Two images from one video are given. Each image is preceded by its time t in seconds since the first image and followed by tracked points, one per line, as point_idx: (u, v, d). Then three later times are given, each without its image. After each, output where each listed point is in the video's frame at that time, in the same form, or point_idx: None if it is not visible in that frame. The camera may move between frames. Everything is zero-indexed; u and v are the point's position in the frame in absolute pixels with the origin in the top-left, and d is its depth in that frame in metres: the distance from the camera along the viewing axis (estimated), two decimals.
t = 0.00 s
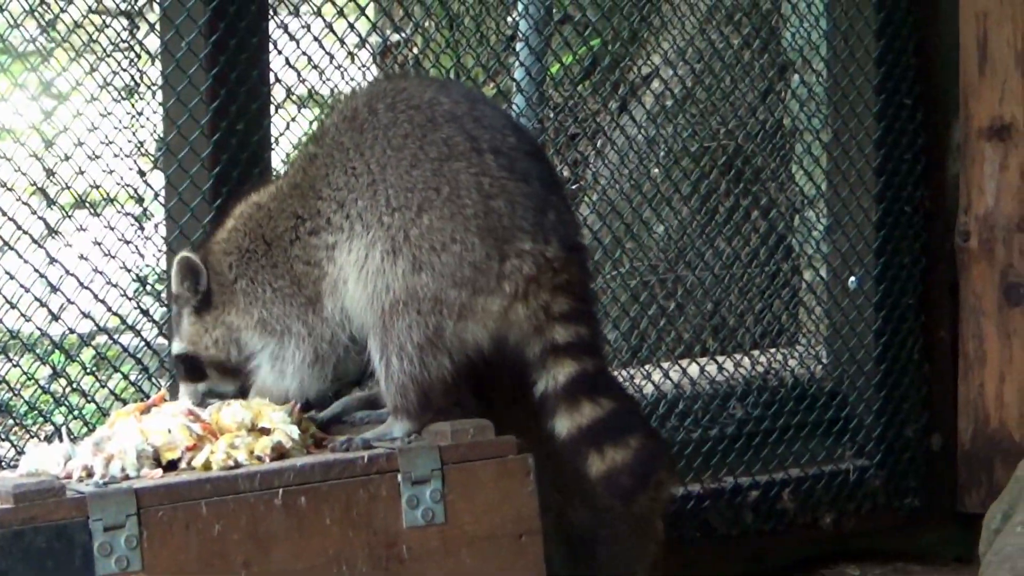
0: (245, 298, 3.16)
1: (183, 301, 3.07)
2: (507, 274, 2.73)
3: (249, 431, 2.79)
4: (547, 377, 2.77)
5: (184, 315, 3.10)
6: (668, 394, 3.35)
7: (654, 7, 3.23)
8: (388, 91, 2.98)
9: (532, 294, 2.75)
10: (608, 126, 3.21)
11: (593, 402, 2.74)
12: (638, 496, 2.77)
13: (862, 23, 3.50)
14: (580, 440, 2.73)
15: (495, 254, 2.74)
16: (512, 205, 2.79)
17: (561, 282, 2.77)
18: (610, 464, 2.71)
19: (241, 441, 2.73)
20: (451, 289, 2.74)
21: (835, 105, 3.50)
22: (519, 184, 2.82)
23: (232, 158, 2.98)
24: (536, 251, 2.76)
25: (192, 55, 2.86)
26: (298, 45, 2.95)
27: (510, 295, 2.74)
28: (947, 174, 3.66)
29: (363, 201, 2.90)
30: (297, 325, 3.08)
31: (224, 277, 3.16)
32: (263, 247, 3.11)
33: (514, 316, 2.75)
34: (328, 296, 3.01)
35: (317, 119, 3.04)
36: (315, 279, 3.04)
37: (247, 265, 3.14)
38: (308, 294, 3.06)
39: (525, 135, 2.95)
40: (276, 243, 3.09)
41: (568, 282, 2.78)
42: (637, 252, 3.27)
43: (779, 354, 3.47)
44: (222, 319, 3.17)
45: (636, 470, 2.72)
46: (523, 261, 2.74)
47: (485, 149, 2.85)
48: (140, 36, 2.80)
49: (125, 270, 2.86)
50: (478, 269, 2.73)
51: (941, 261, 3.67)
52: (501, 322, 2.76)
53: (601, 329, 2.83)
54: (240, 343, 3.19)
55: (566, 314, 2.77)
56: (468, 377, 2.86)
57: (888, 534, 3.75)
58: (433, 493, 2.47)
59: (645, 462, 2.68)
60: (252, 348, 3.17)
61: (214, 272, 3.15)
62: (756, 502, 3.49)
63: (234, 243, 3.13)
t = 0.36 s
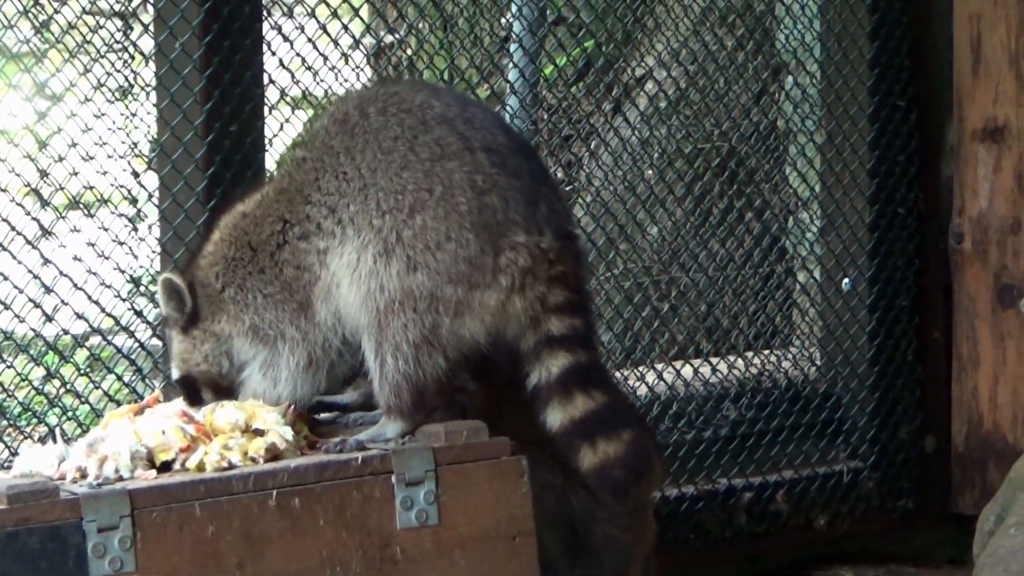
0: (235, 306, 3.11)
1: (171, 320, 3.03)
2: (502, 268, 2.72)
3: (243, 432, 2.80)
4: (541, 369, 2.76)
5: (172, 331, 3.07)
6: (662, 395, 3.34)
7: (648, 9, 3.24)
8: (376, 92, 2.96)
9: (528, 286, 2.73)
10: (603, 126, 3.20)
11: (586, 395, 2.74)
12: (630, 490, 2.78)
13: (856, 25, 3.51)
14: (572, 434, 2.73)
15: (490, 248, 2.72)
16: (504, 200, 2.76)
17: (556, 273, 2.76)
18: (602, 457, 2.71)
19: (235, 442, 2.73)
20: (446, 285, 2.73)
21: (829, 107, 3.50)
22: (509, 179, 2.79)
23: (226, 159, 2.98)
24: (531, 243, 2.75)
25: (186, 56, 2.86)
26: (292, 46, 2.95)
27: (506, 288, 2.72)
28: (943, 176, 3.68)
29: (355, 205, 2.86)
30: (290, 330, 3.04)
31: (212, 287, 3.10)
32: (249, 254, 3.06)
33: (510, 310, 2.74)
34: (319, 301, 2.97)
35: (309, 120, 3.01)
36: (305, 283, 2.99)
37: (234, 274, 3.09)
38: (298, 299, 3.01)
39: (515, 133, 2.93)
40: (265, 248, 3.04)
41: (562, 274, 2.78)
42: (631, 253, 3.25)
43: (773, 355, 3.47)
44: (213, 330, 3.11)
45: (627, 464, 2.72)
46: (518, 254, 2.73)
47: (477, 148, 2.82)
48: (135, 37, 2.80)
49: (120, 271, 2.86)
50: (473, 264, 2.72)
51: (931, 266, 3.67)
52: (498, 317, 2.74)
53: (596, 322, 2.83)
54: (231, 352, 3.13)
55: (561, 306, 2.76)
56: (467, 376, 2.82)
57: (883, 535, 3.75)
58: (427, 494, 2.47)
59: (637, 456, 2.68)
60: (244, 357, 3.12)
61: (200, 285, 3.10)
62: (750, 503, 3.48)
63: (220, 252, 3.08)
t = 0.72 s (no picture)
0: (237, 306, 3.07)
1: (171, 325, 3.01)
2: (503, 262, 2.74)
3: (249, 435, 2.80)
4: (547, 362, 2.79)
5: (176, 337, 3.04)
6: (668, 398, 3.32)
7: (654, 10, 3.21)
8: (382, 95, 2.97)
9: (530, 279, 2.75)
10: (607, 129, 3.18)
11: (593, 387, 2.76)
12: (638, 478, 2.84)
13: (861, 27, 3.52)
14: (582, 427, 2.76)
15: (490, 243, 2.74)
16: (502, 194, 2.78)
17: (559, 267, 2.79)
18: (612, 450, 2.75)
19: (241, 445, 2.74)
20: (449, 281, 2.73)
21: (834, 110, 3.50)
22: (508, 174, 2.81)
23: (231, 162, 2.99)
24: (531, 237, 2.77)
25: (191, 59, 2.86)
26: (297, 49, 2.98)
27: (509, 283, 2.74)
28: (948, 179, 3.69)
29: (355, 204, 2.86)
30: (291, 328, 3.01)
31: (213, 288, 3.07)
32: (249, 253, 3.03)
33: (515, 305, 2.75)
34: (320, 297, 2.95)
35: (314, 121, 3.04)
36: (306, 280, 2.97)
37: (235, 275, 3.05)
38: (299, 298, 2.99)
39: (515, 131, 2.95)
40: (267, 247, 3.01)
41: (565, 267, 2.80)
42: (636, 255, 3.24)
43: (779, 358, 3.45)
44: (217, 333, 3.07)
45: (637, 456, 2.76)
46: (519, 248, 2.75)
47: (476, 145, 2.83)
48: (139, 40, 2.81)
49: (125, 274, 2.86)
50: (474, 259, 2.73)
51: (937, 270, 3.70)
52: (501, 312, 2.75)
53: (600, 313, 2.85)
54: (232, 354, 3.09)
55: (565, 300, 2.78)
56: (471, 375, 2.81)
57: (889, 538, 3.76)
58: (433, 497, 2.48)
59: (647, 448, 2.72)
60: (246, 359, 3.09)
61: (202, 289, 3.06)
62: (756, 506, 3.45)
63: (221, 253, 3.05)
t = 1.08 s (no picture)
0: (281, 299, 3.17)
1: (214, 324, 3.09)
2: (524, 248, 2.76)
3: (280, 438, 2.80)
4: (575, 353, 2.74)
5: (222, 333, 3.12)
6: (698, 402, 3.30)
7: (684, 15, 3.28)
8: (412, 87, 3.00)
9: (552, 267, 2.75)
10: (639, 132, 3.20)
11: (622, 376, 2.69)
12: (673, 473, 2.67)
13: (893, 29, 3.49)
14: (611, 416, 2.66)
15: (510, 228, 2.76)
16: (523, 178, 2.80)
17: (582, 254, 2.76)
18: (644, 437, 2.62)
19: (272, 448, 2.73)
20: (468, 266, 2.77)
21: (865, 113, 3.48)
22: (529, 160, 2.82)
23: (263, 165, 2.98)
24: (552, 225, 2.77)
25: (223, 62, 2.86)
26: (329, 52, 2.98)
27: (530, 268, 2.75)
28: (981, 182, 3.66)
29: (381, 189, 2.91)
30: (333, 317, 3.09)
31: (258, 282, 3.18)
32: (290, 247, 3.14)
33: (536, 290, 2.76)
34: (354, 286, 3.01)
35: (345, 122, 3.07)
36: (342, 269, 3.06)
37: (279, 268, 3.15)
38: (338, 286, 3.07)
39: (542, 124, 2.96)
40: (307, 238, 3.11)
41: (590, 255, 2.77)
42: (668, 258, 3.26)
43: (811, 362, 3.45)
44: (263, 326, 3.18)
45: (671, 443, 2.62)
46: (540, 235, 2.76)
47: (499, 132, 2.86)
48: (171, 44, 2.83)
49: (157, 277, 2.86)
50: (494, 243, 2.76)
51: (971, 271, 3.67)
52: (522, 298, 2.77)
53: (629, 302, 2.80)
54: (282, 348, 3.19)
55: (591, 288, 2.75)
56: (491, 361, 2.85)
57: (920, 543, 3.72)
58: (464, 500, 2.49)
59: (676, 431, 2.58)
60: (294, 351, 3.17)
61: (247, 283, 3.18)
62: (788, 510, 3.45)
63: (265, 248, 3.15)
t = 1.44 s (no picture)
0: (286, 315, 3.08)
1: (208, 322, 3.11)
2: (525, 262, 2.78)
3: (297, 439, 2.80)
4: (592, 355, 2.74)
5: (215, 334, 3.11)
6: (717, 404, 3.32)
7: (703, 17, 3.27)
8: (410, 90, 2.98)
9: (552, 277, 2.78)
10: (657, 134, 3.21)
11: (640, 372, 2.66)
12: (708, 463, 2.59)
13: (911, 32, 3.49)
14: (634, 413, 2.62)
15: (510, 242, 2.78)
16: (520, 189, 2.81)
17: (582, 258, 2.78)
18: (670, 430, 2.57)
19: (290, 450, 2.73)
20: (468, 283, 2.79)
21: (884, 115, 3.48)
22: (526, 169, 2.84)
23: (282, 167, 3.03)
24: (551, 234, 2.79)
25: (242, 64, 2.86)
26: (347, 54, 2.98)
27: (531, 281, 2.78)
28: (999, 184, 3.61)
29: (381, 204, 2.91)
30: (348, 338, 3.06)
31: (258, 291, 3.09)
32: (296, 261, 3.05)
33: (538, 300, 2.80)
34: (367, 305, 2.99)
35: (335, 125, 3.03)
36: (353, 288, 3.01)
37: (284, 282, 3.08)
38: (353, 306, 3.03)
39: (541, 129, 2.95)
40: (309, 249, 3.03)
41: (591, 258, 2.78)
42: (686, 260, 3.26)
43: (829, 364, 3.45)
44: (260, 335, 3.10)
45: (699, 431, 2.56)
46: (539, 247, 2.78)
47: (492, 137, 2.88)
48: (190, 46, 2.81)
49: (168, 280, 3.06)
50: (495, 259, 2.78)
51: (989, 275, 3.63)
52: (523, 312, 2.80)
53: (640, 297, 2.79)
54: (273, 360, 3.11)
55: (595, 288, 2.75)
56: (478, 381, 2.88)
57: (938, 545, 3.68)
58: (481, 502, 2.50)
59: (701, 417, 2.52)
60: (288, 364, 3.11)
61: (246, 289, 3.09)
62: (806, 511, 3.44)
63: (265, 257, 3.07)
